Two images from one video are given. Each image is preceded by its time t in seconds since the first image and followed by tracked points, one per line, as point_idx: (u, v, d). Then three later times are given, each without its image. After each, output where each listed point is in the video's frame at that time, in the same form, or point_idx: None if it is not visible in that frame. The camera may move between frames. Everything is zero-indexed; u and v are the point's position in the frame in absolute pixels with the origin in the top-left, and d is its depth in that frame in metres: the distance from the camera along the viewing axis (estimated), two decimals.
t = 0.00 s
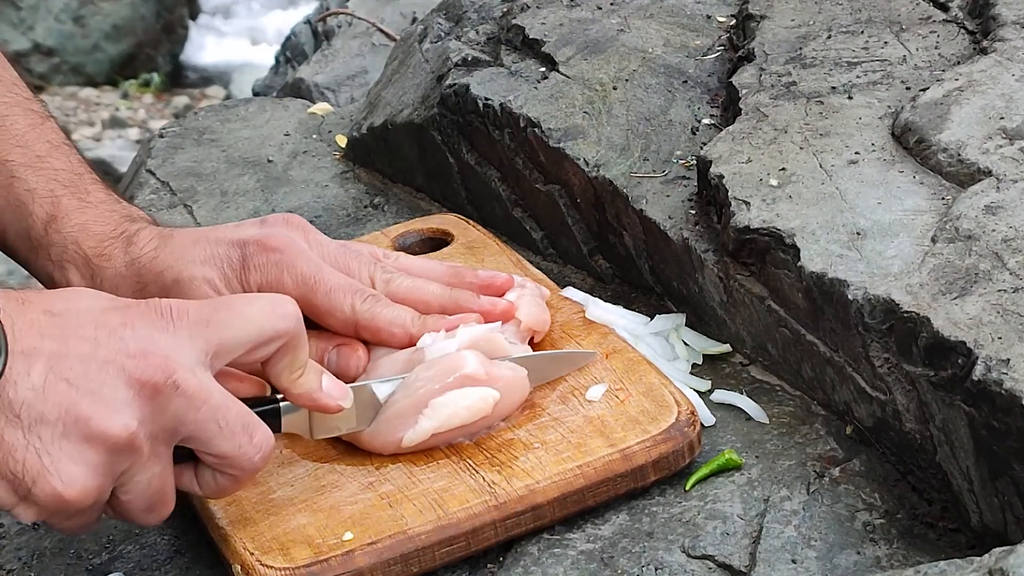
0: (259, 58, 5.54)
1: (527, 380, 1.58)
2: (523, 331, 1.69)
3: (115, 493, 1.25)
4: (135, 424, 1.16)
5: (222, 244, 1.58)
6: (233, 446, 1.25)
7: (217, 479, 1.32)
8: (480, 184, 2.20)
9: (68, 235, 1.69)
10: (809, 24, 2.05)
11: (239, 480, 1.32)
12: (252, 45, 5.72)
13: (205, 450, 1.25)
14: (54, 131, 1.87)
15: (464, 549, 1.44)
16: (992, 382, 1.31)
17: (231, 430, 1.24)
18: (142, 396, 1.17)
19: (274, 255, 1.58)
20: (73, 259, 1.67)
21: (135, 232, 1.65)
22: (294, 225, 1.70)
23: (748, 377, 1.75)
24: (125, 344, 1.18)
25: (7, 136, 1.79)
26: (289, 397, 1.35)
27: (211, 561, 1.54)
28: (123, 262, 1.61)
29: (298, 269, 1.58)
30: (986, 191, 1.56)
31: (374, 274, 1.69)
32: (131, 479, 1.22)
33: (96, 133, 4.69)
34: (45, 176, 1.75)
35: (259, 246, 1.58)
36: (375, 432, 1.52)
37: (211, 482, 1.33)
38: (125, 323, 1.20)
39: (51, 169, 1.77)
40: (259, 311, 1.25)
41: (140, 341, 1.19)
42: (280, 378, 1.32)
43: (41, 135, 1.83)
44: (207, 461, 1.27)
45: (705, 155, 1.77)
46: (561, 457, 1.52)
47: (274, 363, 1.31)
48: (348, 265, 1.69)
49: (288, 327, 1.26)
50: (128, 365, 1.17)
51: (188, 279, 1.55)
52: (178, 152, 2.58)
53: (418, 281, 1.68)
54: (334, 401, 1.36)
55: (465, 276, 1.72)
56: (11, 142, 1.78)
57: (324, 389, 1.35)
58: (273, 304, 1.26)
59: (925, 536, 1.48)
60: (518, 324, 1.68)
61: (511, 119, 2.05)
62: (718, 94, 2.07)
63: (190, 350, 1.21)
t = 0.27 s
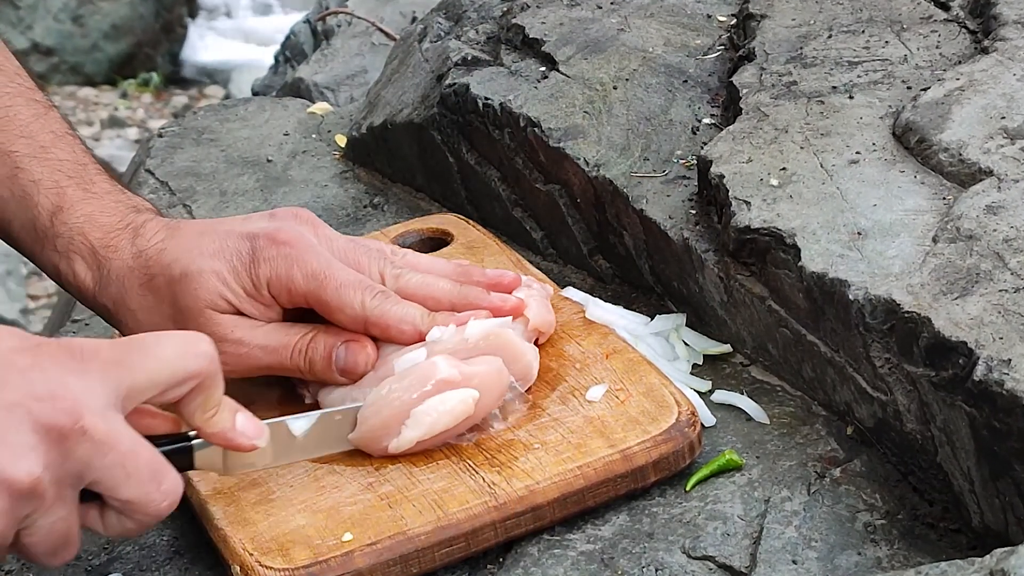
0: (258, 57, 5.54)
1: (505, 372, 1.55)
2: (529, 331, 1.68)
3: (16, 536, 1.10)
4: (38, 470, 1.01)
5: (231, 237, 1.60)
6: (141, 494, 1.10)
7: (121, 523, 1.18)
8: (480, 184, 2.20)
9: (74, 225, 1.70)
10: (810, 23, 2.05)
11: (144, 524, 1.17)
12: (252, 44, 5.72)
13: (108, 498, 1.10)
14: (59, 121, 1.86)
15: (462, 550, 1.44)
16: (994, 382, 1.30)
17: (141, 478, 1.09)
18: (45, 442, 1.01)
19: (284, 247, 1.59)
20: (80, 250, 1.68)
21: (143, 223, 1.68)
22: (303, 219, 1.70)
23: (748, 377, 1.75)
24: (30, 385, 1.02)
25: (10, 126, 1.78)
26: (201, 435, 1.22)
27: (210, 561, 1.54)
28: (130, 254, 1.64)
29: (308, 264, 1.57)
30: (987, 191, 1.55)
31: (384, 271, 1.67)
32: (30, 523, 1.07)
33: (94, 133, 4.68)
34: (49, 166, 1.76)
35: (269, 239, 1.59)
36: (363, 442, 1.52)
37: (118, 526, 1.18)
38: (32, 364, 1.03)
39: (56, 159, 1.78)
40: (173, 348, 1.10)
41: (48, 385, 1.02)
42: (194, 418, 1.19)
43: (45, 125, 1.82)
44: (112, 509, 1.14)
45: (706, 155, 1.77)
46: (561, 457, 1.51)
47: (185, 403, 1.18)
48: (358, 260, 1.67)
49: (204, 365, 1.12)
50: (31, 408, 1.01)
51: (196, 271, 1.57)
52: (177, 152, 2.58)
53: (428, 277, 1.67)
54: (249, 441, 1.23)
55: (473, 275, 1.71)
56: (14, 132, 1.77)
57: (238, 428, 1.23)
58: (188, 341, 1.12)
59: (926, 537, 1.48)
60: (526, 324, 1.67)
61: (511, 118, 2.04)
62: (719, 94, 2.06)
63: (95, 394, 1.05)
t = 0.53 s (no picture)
0: (258, 57, 5.53)
1: (504, 374, 1.55)
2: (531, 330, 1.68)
3: None
4: None
5: (234, 233, 1.59)
6: (90, 511, 1.17)
7: (73, 538, 1.26)
8: (479, 183, 2.19)
9: (76, 221, 1.70)
10: (810, 22, 2.05)
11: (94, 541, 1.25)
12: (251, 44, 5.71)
13: (60, 514, 1.17)
14: (59, 116, 1.86)
15: (462, 550, 1.43)
16: (995, 382, 1.30)
17: (90, 494, 1.16)
18: None
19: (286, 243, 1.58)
20: (81, 244, 1.68)
21: (145, 219, 1.68)
22: (306, 216, 1.69)
23: (749, 377, 1.75)
24: None
25: (11, 121, 1.77)
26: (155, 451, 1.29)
27: (210, 562, 1.53)
28: (133, 249, 1.64)
29: (311, 261, 1.56)
30: (989, 191, 1.55)
31: (387, 268, 1.66)
32: None
33: (93, 133, 4.68)
34: (50, 161, 1.76)
35: (273, 236, 1.58)
36: (361, 443, 1.52)
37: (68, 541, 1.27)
38: None
39: (57, 155, 1.77)
40: (126, 365, 1.18)
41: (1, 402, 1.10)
42: (146, 436, 1.26)
43: (45, 121, 1.83)
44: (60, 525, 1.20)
45: (706, 155, 1.76)
46: (561, 458, 1.51)
47: (138, 421, 1.25)
48: (362, 258, 1.67)
49: (155, 382, 1.20)
50: None
51: (199, 267, 1.56)
52: (176, 152, 2.57)
53: (431, 275, 1.66)
54: (202, 458, 1.32)
55: (476, 273, 1.71)
56: (15, 128, 1.77)
57: (191, 445, 1.31)
58: (141, 359, 1.20)
59: (928, 537, 1.47)
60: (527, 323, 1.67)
61: (511, 118, 2.04)
62: (720, 93, 2.06)
63: (50, 412, 1.13)
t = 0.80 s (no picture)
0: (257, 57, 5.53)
1: (507, 375, 1.54)
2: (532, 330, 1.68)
3: None
4: None
5: (234, 234, 1.59)
6: None
7: None
8: (479, 183, 2.19)
9: (73, 223, 1.69)
10: (811, 22, 2.04)
11: None
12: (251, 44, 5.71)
13: None
14: (54, 119, 1.86)
15: (461, 551, 1.43)
16: (996, 383, 1.29)
17: None
18: None
19: (286, 244, 1.57)
20: (79, 247, 1.67)
21: (143, 220, 1.68)
22: (305, 217, 1.69)
23: (750, 377, 1.74)
24: None
25: (7, 125, 1.77)
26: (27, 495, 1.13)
27: (209, 563, 1.53)
28: (132, 250, 1.64)
29: (311, 261, 1.56)
30: (990, 190, 1.54)
31: (387, 268, 1.66)
32: None
33: (92, 133, 4.68)
34: (46, 164, 1.75)
35: (272, 237, 1.58)
36: (362, 444, 1.51)
37: None
38: None
39: (55, 157, 1.77)
40: None
41: None
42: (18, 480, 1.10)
43: (42, 124, 1.82)
44: None
45: (706, 154, 1.76)
46: (561, 459, 1.50)
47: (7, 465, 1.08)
48: (361, 258, 1.66)
49: (27, 428, 1.04)
50: None
51: (198, 267, 1.56)
52: (176, 151, 2.57)
53: (432, 275, 1.65)
54: (78, 503, 1.15)
55: (475, 273, 1.70)
56: (11, 131, 1.77)
57: (67, 489, 1.14)
58: (12, 401, 1.03)
59: (929, 538, 1.47)
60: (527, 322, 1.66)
61: (511, 117, 2.04)
62: (720, 92, 2.05)
63: None
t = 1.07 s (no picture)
0: (257, 56, 5.52)
1: (506, 375, 1.54)
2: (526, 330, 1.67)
3: None
4: None
5: (224, 232, 1.59)
6: None
7: None
8: (480, 182, 2.18)
9: (62, 220, 1.69)
10: (812, 21, 2.04)
11: None
12: (251, 43, 5.71)
13: None
14: (41, 116, 1.87)
15: (461, 551, 1.43)
16: (997, 383, 1.29)
17: None
18: None
19: (276, 242, 1.57)
20: (68, 244, 1.67)
21: (133, 218, 1.68)
22: (296, 217, 1.68)
23: (751, 378, 1.74)
24: None
25: None
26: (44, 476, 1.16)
27: (208, 563, 1.52)
28: (121, 246, 1.63)
29: (301, 260, 1.56)
30: (991, 190, 1.54)
31: (377, 268, 1.64)
32: None
33: (91, 133, 4.68)
34: (34, 161, 1.76)
35: (263, 235, 1.58)
36: (365, 447, 1.51)
37: None
38: None
39: (42, 154, 1.78)
40: (14, 393, 1.04)
41: None
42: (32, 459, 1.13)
43: (29, 121, 1.84)
44: None
45: (707, 153, 1.75)
46: (561, 459, 1.50)
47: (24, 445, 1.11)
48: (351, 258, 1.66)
49: (44, 412, 1.06)
50: None
51: (187, 264, 1.56)
52: (175, 151, 2.56)
53: (423, 275, 1.65)
54: (91, 489, 1.18)
55: (466, 274, 1.70)
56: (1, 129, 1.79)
57: (83, 475, 1.17)
58: (33, 383, 1.05)
59: (930, 538, 1.46)
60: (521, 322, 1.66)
61: (511, 117, 2.03)
62: (721, 92, 2.05)
63: None
